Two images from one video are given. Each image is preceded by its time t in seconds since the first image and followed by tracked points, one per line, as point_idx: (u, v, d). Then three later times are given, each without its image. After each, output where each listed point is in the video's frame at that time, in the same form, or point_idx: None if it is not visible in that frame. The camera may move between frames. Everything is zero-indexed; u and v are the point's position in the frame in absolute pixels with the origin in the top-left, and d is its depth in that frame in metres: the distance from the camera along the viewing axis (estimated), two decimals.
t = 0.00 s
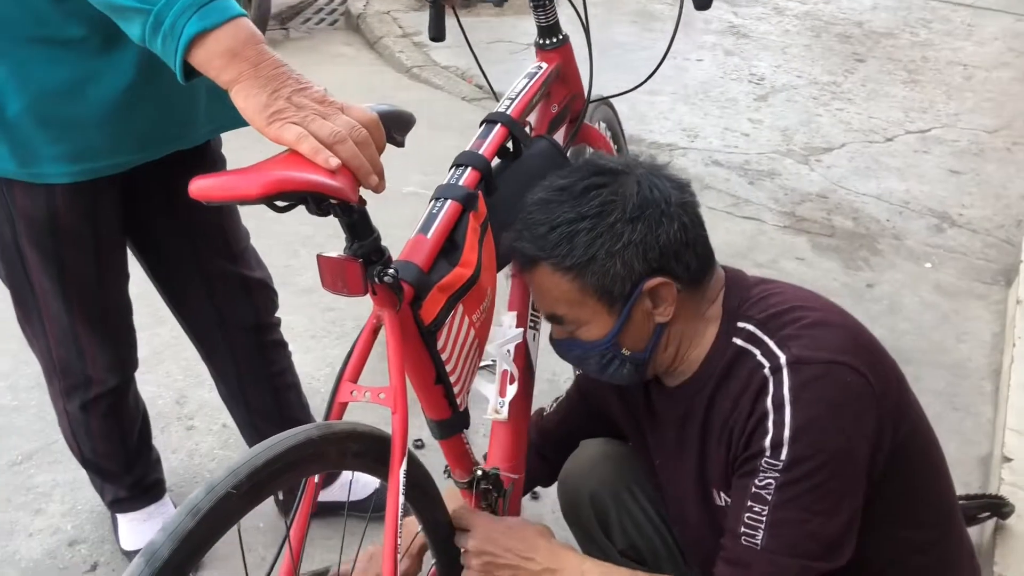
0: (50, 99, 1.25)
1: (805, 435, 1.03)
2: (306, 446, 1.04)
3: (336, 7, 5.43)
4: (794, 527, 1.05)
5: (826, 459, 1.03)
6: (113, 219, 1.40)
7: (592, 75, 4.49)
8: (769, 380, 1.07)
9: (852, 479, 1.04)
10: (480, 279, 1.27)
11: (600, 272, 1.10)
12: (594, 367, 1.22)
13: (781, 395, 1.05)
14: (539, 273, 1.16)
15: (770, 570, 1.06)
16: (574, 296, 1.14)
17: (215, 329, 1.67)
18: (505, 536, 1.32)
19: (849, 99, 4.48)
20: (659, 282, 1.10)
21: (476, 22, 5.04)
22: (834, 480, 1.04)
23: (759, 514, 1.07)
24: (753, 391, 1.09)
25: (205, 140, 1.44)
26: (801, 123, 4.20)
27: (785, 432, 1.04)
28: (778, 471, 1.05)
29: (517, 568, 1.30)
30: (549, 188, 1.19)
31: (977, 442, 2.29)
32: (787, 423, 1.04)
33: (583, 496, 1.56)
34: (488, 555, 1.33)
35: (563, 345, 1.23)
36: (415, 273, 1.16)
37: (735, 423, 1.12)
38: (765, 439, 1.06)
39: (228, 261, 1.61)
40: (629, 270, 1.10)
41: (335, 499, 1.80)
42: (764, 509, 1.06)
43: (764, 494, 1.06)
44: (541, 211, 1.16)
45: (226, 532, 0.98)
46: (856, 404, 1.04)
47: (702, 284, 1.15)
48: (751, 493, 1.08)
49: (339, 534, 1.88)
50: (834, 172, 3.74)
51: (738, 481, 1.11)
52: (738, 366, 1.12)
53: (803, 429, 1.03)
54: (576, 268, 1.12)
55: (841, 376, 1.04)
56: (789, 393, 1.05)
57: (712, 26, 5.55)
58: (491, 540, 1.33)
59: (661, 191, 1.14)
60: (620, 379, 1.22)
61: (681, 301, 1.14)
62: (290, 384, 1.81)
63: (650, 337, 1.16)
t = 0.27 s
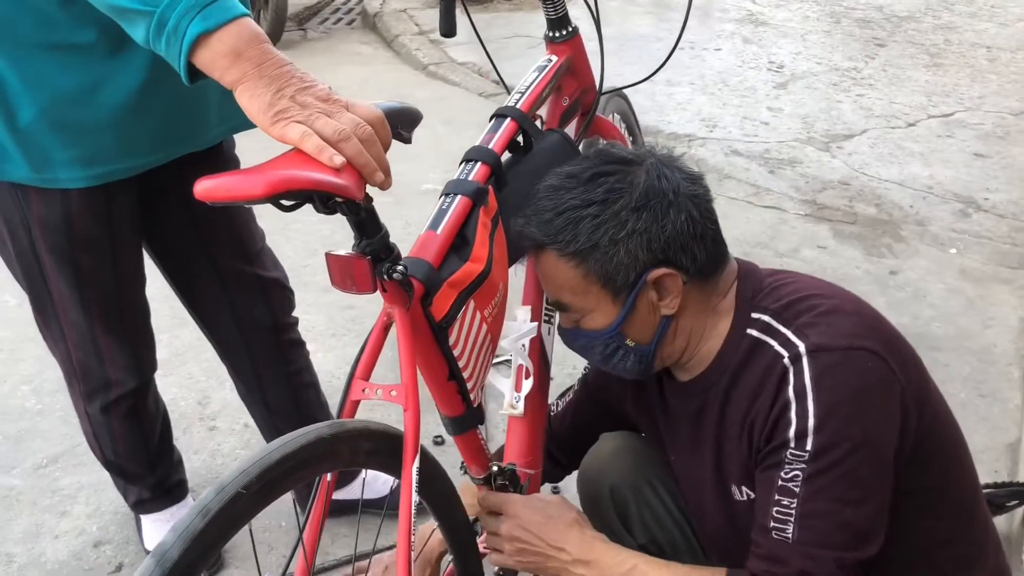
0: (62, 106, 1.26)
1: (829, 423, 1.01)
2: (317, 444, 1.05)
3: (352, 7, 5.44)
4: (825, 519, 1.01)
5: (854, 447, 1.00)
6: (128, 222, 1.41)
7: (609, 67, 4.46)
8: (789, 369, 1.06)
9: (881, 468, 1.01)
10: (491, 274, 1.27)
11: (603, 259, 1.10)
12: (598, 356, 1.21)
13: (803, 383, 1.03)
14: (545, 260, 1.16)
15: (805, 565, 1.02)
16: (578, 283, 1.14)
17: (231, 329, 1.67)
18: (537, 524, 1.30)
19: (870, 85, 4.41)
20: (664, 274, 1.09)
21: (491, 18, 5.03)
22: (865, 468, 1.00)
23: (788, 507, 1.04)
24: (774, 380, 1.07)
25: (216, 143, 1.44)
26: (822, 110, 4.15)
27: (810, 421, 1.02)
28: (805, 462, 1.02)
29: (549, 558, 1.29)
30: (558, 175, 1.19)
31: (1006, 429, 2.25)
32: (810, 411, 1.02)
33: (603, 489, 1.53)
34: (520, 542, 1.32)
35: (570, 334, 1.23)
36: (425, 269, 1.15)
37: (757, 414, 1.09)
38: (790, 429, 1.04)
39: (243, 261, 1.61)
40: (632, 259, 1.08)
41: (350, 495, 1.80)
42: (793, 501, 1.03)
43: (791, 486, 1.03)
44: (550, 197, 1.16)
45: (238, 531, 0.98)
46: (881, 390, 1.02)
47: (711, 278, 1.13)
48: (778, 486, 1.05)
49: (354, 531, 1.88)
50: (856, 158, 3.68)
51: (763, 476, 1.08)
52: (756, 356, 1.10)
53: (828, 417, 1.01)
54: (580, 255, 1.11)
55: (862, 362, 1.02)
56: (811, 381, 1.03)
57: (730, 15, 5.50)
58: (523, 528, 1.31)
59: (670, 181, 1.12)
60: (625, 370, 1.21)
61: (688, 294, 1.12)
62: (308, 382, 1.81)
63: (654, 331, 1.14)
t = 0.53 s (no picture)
0: (72, 113, 1.26)
1: (838, 440, 0.99)
2: (330, 449, 1.04)
3: (364, 10, 5.46)
4: (832, 536, 1.00)
5: (865, 466, 0.98)
6: (139, 229, 1.42)
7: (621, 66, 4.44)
8: (802, 384, 1.04)
9: (892, 488, 0.99)
10: (503, 277, 1.26)
11: (618, 259, 1.10)
12: (615, 355, 1.21)
13: (814, 398, 1.02)
14: (563, 258, 1.16)
15: None
16: (594, 282, 1.14)
17: (244, 333, 1.67)
18: (553, 510, 1.29)
19: (885, 80, 4.37)
20: (680, 276, 1.08)
21: (502, 19, 5.03)
22: (875, 488, 0.98)
23: (794, 522, 1.03)
24: (787, 393, 1.06)
25: (227, 148, 1.45)
26: (836, 106, 4.11)
27: (819, 437, 1.00)
28: (812, 478, 1.01)
29: (567, 543, 1.28)
30: (579, 172, 1.19)
31: None
32: (820, 427, 1.00)
33: (621, 481, 1.52)
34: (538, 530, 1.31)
35: (587, 332, 1.23)
36: (436, 272, 1.15)
37: (768, 426, 1.08)
38: (799, 444, 1.02)
39: (256, 266, 1.61)
40: (648, 260, 1.08)
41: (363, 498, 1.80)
42: (799, 517, 1.02)
43: (799, 502, 1.02)
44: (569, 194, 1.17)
45: (251, 537, 0.98)
46: (897, 409, 0.99)
47: (734, 280, 1.11)
48: (785, 500, 1.04)
49: (369, 534, 1.87)
50: (871, 155, 3.65)
51: (771, 488, 1.08)
52: (774, 363, 1.09)
53: (838, 433, 0.99)
54: (595, 255, 1.11)
55: (878, 380, 1.00)
56: (823, 396, 1.01)
57: (743, 12, 5.47)
58: (541, 515, 1.30)
59: (691, 181, 1.11)
60: (642, 369, 1.21)
61: (707, 297, 1.11)
62: (321, 386, 1.81)
63: (672, 333, 1.13)
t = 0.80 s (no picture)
0: (78, 117, 1.26)
1: (836, 454, 0.98)
2: (335, 453, 1.04)
3: (371, 14, 5.47)
4: (827, 552, 0.98)
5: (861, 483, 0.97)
6: (145, 233, 1.42)
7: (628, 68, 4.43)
8: (803, 395, 1.03)
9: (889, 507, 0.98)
10: (510, 280, 1.26)
11: (635, 247, 1.11)
12: (632, 343, 1.23)
13: (814, 410, 1.00)
14: (582, 245, 1.18)
15: None
16: (613, 270, 1.15)
17: (251, 337, 1.67)
18: (563, 502, 1.29)
19: (894, 81, 4.35)
20: (698, 266, 1.08)
21: (509, 21, 5.03)
22: (872, 505, 0.97)
23: (791, 534, 1.02)
24: (787, 402, 1.05)
25: (232, 152, 1.45)
26: (844, 107, 4.10)
27: (817, 450, 0.99)
28: (811, 491, 1.00)
29: (574, 536, 1.27)
30: (603, 159, 1.21)
31: None
32: (818, 440, 0.99)
33: (629, 474, 1.53)
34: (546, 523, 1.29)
35: (605, 320, 1.24)
36: (442, 275, 1.14)
37: (768, 435, 1.08)
38: (797, 456, 1.01)
39: (263, 270, 1.62)
40: (666, 249, 1.09)
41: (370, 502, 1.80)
42: (796, 529, 1.01)
43: (796, 515, 1.01)
44: (591, 180, 1.18)
45: (257, 541, 0.98)
46: (898, 427, 0.98)
47: (754, 272, 1.11)
48: (783, 512, 1.03)
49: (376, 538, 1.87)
50: (880, 156, 3.63)
51: (768, 499, 1.07)
52: (781, 367, 1.08)
53: (837, 447, 0.98)
54: (614, 241, 1.13)
55: (881, 396, 0.99)
56: (823, 409, 1.00)
57: (750, 14, 5.46)
58: (550, 507, 1.29)
59: (713, 171, 1.11)
60: (659, 359, 1.23)
61: (725, 289, 1.11)
62: (328, 390, 1.80)
63: (689, 322, 1.14)
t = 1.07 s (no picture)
0: (84, 121, 1.27)
1: (835, 463, 0.98)
2: (340, 454, 1.04)
3: (375, 18, 5.49)
4: (827, 560, 0.98)
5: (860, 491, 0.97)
6: (151, 234, 1.43)
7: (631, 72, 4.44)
8: (803, 401, 1.03)
9: (887, 516, 0.99)
10: (515, 282, 1.26)
11: (648, 236, 1.12)
12: (643, 334, 1.24)
13: (814, 418, 1.00)
14: (598, 230, 1.18)
15: None
16: (626, 259, 1.16)
17: (256, 339, 1.67)
18: (569, 499, 1.29)
19: (897, 85, 4.35)
20: (709, 256, 1.09)
21: (512, 25, 5.04)
22: (870, 513, 0.98)
23: (792, 542, 1.02)
24: (787, 408, 1.05)
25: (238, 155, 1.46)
26: (847, 111, 4.10)
27: (816, 458, 0.99)
28: (811, 499, 0.99)
29: (580, 534, 1.27)
30: (621, 149, 1.22)
31: None
32: (818, 448, 0.99)
33: (637, 462, 1.53)
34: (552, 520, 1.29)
35: (616, 310, 1.25)
36: (448, 277, 1.14)
37: (767, 440, 1.08)
38: (796, 464, 1.01)
39: (267, 272, 1.62)
40: (678, 238, 1.09)
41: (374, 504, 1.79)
42: (796, 537, 1.01)
43: (796, 523, 1.01)
44: (608, 169, 1.20)
45: (263, 542, 0.98)
46: (898, 436, 0.98)
47: (767, 267, 1.12)
48: (783, 519, 1.03)
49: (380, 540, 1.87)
50: (883, 160, 3.63)
51: (768, 505, 1.07)
52: (785, 369, 1.08)
53: (837, 456, 0.98)
54: (627, 229, 1.14)
55: (881, 406, 0.98)
56: (823, 417, 1.00)
57: (753, 18, 5.46)
58: (557, 504, 1.29)
59: (729, 163, 1.12)
60: (669, 350, 1.24)
61: (737, 282, 1.12)
62: (332, 392, 1.80)
63: (700, 313, 1.15)
